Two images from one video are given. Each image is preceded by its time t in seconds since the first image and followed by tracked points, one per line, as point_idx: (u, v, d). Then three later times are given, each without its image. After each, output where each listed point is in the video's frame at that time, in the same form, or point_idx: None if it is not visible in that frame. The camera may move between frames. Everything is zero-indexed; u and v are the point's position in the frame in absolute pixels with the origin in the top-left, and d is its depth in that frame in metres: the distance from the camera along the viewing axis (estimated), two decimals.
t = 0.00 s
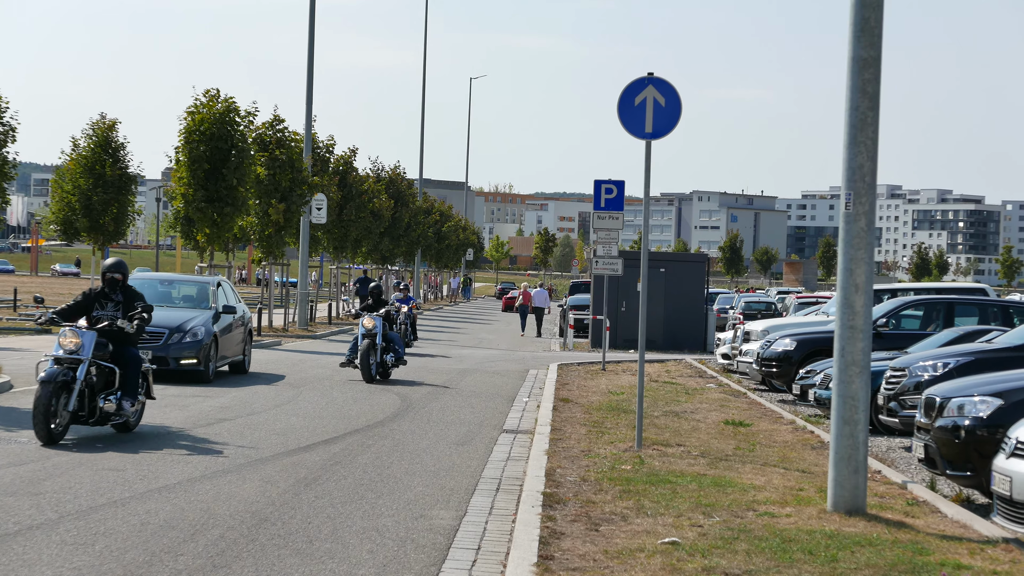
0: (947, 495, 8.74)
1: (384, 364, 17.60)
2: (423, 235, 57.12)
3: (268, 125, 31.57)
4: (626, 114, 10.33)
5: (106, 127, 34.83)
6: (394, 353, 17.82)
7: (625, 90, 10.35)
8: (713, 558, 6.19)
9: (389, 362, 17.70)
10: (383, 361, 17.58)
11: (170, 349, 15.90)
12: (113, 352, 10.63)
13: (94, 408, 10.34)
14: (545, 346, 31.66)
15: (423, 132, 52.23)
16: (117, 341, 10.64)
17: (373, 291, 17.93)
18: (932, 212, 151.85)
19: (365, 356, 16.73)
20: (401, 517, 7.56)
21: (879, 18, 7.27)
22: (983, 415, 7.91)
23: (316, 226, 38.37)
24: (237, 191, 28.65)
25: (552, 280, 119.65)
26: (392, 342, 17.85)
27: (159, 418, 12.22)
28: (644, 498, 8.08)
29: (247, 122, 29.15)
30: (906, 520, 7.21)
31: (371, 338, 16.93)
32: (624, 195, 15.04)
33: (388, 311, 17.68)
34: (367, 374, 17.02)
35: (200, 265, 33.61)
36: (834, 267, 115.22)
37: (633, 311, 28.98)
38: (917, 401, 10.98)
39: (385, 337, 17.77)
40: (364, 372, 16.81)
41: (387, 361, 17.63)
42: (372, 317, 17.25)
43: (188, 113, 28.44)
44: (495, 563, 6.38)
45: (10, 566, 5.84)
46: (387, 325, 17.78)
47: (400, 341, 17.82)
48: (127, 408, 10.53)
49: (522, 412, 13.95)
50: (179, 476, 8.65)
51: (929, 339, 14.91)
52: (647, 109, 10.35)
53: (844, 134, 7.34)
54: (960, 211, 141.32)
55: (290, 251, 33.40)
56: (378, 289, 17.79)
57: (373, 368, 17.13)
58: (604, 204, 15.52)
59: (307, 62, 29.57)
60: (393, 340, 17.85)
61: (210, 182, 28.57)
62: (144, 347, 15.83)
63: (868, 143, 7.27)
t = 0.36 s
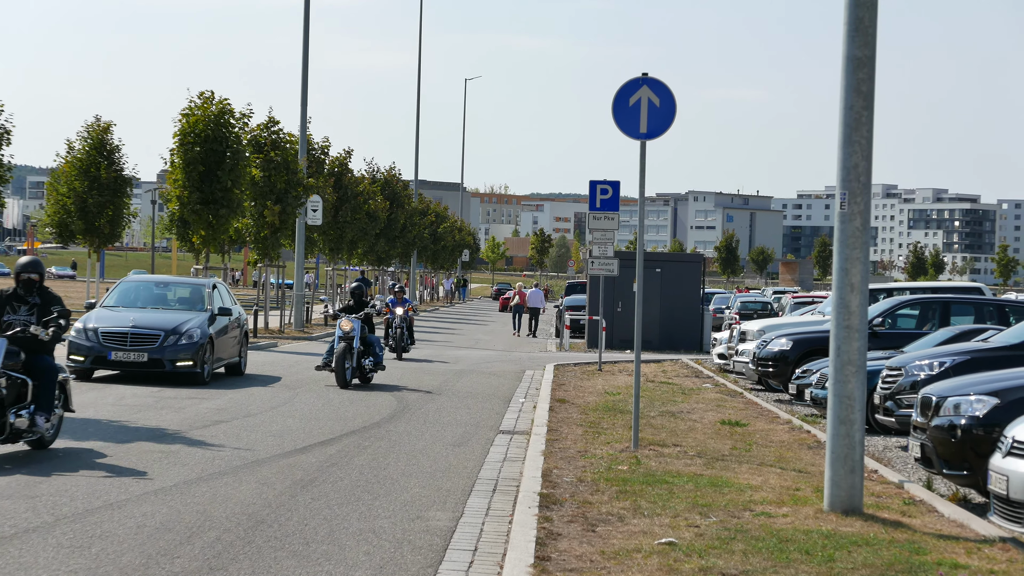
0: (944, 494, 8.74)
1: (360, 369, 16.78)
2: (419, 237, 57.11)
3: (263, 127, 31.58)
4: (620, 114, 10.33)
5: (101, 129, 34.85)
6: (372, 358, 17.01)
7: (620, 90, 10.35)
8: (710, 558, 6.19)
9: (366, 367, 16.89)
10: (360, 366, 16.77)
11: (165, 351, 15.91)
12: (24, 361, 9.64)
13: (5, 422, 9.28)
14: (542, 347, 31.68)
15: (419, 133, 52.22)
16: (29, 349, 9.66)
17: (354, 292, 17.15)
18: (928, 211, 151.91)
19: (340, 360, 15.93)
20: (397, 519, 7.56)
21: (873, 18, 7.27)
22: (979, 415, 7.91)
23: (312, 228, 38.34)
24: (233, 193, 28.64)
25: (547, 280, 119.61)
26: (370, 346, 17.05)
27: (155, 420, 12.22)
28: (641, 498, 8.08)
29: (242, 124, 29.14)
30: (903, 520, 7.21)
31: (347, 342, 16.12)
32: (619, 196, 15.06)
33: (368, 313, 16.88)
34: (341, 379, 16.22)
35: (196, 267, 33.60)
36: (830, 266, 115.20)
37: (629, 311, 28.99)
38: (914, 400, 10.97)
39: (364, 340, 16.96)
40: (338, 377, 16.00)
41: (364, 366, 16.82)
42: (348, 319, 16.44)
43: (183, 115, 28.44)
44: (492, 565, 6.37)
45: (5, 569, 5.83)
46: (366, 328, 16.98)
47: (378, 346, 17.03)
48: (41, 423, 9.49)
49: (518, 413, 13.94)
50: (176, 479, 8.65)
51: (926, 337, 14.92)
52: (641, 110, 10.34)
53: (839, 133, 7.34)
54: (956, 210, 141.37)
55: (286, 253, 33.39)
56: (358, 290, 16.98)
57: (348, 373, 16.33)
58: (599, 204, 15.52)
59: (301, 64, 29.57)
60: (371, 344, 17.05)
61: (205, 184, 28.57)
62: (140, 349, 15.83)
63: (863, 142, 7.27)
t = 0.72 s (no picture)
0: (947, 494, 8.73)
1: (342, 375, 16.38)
2: (421, 238, 57.07)
3: (266, 129, 31.58)
4: (622, 114, 10.33)
5: (103, 131, 34.85)
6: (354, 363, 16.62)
7: (622, 90, 10.35)
8: (713, 558, 6.19)
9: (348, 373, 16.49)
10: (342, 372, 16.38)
11: (168, 353, 15.90)
12: None
13: None
14: (545, 348, 31.68)
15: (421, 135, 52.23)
16: None
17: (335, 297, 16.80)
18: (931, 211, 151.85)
19: (319, 366, 15.53)
20: (400, 520, 7.56)
21: (875, 17, 7.26)
22: (982, 414, 7.91)
23: (314, 229, 38.36)
24: (235, 195, 28.63)
25: (549, 281, 119.57)
26: (353, 352, 16.65)
27: (158, 422, 12.21)
28: (644, 498, 8.08)
29: (244, 126, 29.15)
30: (906, 519, 7.20)
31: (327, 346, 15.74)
32: (622, 197, 15.04)
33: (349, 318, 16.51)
34: (321, 384, 15.83)
35: (198, 269, 33.60)
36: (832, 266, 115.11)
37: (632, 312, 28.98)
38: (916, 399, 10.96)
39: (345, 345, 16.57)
40: (318, 382, 15.60)
41: (346, 372, 16.42)
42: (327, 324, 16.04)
43: (185, 117, 28.45)
44: (495, 565, 6.37)
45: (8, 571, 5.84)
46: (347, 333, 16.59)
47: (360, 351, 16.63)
48: None
49: (521, 413, 13.96)
50: (178, 481, 8.64)
51: (928, 337, 14.91)
52: (644, 110, 10.34)
53: (841, 133, 7.33)
54: (958, 210, 141.26)
55: (289, 254, 33.38)
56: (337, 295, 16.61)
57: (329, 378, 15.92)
58: (602, 204, 15.51)
59: (304, 65, 29.57)
60: (353, 349, 16.65)
61: (208, 186, 28.57)
62: (143, 351, 15.83)
63: (866, 142, 7.27)
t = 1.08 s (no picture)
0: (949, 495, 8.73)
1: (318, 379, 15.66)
2: (421, 240, 57.04)
3: (266, 130, 31.58)
4: (622, 116, 10.33)
5: (104, 133, 34.87)
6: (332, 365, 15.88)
7: (622, 92, 10.35)
8: (715, 560, 6.18)
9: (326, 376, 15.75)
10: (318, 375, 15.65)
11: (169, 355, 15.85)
12: None
13: None
14: (546, 349, 31.68)
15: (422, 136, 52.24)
16: None
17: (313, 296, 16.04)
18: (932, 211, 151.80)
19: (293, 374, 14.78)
20: (402, 522, 7.56)
21: (875, 18, 7.26)
22: (984, 415, 7.90)
23: (315, 231, 38.37)
24: (236, 197, 28.63)
25: (550, 282, 119.54)
26: (332, 353, 15.90)
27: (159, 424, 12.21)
28: (645, 500, 8.08)
29: (245, 127, 29.16)
30: (908, 520, 7.20)
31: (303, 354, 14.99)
32: (623, 198, 15.03)
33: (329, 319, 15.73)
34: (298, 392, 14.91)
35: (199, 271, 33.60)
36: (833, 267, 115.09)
37: (633, 313, 28.98)
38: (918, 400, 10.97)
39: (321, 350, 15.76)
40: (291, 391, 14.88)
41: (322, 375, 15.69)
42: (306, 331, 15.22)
43: (185, 118, 28.45)
44: (497, 567, 6.37)
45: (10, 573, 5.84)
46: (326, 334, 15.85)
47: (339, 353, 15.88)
48: None
49: (523, 415, 13.97)
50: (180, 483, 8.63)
51: (930, 338, 14.89)
52: (644, 111, 10.34)
53: (841, 134, 7.33)
54: (960, 211, 141.24)
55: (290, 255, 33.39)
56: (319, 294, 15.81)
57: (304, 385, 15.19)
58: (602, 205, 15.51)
59: (304, 67, 29.58)
60: (333, 350, 15.88)
61: (208, 188, 28.57)
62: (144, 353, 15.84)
63: (866, 143, 7.27)
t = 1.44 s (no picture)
0: (983, 493, 8.68)
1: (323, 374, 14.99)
2: (453, 236, 57.09)
3: (298, 128, 31.67)
4: (654, 112, 10.31)
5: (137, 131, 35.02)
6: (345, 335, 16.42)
7: (654, 88, 10.33)
8: (748, 557, 6.17)
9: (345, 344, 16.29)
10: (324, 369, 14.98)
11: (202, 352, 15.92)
12: None
13: None
14: (579, 345, 31.69)
15: (453, 134, 52.31)
16: None
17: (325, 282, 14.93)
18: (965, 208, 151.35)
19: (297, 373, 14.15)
20: (434, 518, 7.57)
21: (908, 13, 7.22)
22: (1019, 412, 7.85)
23: (346, 228, 38.47)
24: (268, 195, 28.70)
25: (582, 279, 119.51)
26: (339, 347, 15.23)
27: (192, 420, 12.27)
28: (678, 497, 8.07)
29: (276, 125, 29.23)
30: (941, 518, 7.17)
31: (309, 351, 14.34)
32: (654, 195, 15.00)
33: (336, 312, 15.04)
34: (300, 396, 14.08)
35: (232, 268, 33.71)
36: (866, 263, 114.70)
37: (664, 310, 28.98)
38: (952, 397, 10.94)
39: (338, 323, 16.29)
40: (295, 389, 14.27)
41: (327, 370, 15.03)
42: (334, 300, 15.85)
43: (217, 117, 28.54)
44: (529, 564, 6.36)
45: (46, 569, 5.87)
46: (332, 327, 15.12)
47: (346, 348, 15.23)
48: None
49: (554, 412, 13.97)
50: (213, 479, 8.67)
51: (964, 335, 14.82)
52: (675, 108, 10.32)
53: (874, 131, 7.31)
54: (993, 208, 140.58)
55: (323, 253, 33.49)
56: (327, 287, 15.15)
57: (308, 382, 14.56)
58: (634, 202, 15.48)
59: (335, 65, 29.64)
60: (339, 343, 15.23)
61: (240, 186, 28.66)
62: (177, 350, 15.89)
63: (898, 139, 7.24)
